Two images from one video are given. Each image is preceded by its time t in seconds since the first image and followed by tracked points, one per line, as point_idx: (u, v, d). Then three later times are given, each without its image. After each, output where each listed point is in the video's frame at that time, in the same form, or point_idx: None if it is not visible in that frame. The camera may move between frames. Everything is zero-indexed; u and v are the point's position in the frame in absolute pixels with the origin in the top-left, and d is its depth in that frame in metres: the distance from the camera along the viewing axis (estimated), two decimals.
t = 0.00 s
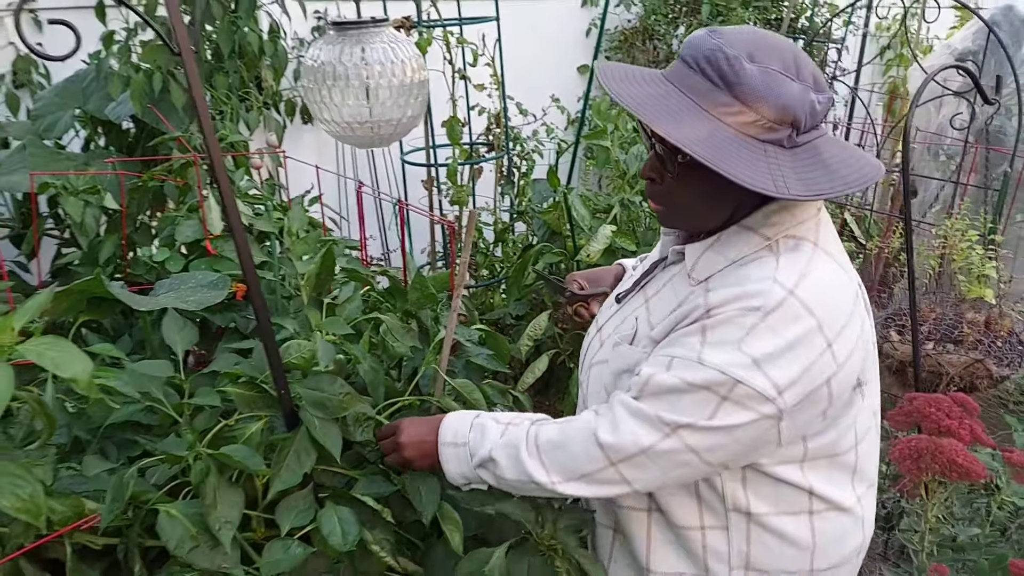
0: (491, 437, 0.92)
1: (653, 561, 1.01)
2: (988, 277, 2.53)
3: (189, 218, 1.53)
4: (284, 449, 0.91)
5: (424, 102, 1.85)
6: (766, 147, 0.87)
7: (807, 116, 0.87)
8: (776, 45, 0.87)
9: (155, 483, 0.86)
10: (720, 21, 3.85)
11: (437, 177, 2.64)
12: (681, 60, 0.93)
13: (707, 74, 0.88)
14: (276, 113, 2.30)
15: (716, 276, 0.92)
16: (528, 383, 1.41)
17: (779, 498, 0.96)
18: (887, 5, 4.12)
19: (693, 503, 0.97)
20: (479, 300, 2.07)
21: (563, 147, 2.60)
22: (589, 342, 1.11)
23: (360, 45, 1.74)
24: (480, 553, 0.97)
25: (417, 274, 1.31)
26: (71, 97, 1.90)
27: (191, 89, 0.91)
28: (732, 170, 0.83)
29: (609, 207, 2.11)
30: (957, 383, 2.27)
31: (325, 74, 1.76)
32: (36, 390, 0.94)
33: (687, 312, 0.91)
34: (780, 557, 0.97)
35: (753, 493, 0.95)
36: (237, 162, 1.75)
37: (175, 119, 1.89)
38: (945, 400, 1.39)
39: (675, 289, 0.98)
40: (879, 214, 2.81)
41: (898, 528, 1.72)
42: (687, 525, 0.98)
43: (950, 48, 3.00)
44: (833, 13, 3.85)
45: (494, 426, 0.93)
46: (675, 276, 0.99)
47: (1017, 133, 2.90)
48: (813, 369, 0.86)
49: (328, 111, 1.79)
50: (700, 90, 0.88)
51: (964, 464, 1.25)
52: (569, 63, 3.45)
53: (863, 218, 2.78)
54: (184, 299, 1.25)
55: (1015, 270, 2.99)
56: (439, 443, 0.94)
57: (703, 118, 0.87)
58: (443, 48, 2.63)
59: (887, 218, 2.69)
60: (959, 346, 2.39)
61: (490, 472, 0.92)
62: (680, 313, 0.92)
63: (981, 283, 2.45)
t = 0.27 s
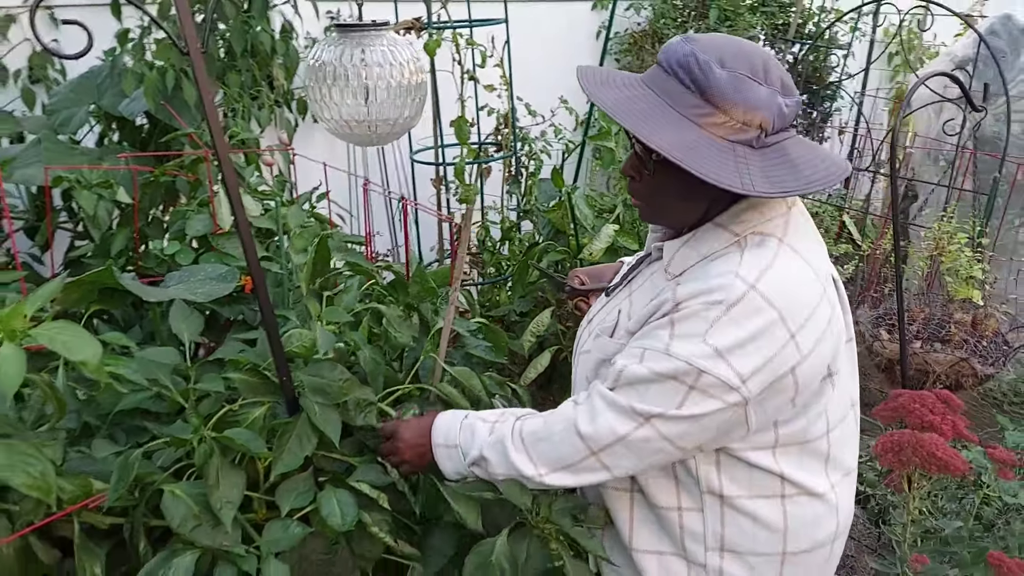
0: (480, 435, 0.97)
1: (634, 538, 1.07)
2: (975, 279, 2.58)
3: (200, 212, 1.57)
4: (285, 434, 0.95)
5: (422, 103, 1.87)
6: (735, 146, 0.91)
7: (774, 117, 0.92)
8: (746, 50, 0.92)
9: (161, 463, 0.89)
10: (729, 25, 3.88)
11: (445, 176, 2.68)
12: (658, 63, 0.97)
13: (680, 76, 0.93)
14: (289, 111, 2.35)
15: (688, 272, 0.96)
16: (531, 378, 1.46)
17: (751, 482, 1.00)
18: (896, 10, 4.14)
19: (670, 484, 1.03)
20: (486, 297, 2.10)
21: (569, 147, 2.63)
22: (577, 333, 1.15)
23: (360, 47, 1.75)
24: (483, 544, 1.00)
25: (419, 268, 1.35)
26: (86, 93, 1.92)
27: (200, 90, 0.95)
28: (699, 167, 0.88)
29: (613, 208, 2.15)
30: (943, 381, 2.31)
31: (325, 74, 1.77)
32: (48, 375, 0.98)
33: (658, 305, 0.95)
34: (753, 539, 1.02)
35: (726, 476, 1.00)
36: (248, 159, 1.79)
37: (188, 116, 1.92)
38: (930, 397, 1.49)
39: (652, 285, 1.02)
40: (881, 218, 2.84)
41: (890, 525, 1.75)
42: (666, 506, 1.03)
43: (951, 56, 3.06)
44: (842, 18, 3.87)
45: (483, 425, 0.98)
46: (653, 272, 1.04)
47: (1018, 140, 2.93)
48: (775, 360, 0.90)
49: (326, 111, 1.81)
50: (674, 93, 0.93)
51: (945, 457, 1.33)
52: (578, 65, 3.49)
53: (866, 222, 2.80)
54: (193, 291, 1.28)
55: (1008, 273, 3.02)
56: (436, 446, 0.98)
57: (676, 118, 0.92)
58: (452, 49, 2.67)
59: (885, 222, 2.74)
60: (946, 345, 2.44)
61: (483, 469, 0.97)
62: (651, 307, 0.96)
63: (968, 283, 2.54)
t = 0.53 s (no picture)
0: (485, 442, 0.99)
1: (634, 536, 1.10)
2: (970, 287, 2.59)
3: (217, 217, 1.62)
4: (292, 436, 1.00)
5: (418, 117, 1.87)
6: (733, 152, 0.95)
7: (770, 127, 0.96)
8: (743, 62, 0.96)
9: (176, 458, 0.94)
10: (738, 35, 3.93)
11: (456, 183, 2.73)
12: (660, 75, 1.01)
13: (681, 85, 0.97)
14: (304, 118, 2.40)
15: (690, 278, 1.00)
16: (537, 380, 1.58)
17: (749, 480, 1.04)
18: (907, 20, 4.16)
19: (671, 484, 1.06)
20: (494, 301, 2.14)
21: (578, 155, 2.68)
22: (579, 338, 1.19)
23: (363, 60, 1.75)
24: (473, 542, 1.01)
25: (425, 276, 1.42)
26: (108, 100, 2.00)
27: (219, 109, 1.01)
28: (701, 170, 0.91)
29: (620, 216, 2.19)
30: (936, 386, 2.31)
31: (328, 83, 1.78)
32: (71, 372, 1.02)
33: (661, 310, 0.98)
34: (749, 534, 1.06)
35: (724, 473, 1.04)
36: (265, 165, 1.84)
37: (206, 123, 1.97)
38: (920, 401, 1.53)
39: (654, 290, 1.05)
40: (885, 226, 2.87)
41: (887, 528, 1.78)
42: (665, 504, 1.07)
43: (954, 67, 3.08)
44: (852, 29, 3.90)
45: (486, 433, 1.00)
46: (654, 278, 1.07)
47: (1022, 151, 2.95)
48: (775, 363, 0.94)
49: (327, 119, 1.83)
50: (675, 100, 0.97)
51: (932, 458, 1.36)
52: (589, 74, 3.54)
53: (870, 230, 2.83)
54: (210, 292, 1.33)
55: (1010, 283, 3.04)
56: (443, 454, 1.01)
57: (676, 123, 0.95)
58: (465, 59, 2.72)
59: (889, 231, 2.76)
60: (939, 351, 2.47)
61: (490, 475, 0.99)
62: (656, 313, 1.00)
63: (962, 292, 2.52)
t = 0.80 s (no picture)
0: (497, 451, 1.02)
1: (643, 537, 1.13)
2: (971, 291, 2.62)
3: (227, 222, 1.65)
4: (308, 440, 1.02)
5: (435, 123, 1.90)
6: (734, 158, 0.97)
7: (771, 134, 0.98)
8: (743, 71, 0.99)
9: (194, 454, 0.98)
10: (741, 39, 3.96)
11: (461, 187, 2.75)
12: (662, 85, 1.04)
13: (682, 94, 1.00)
14: (311, 123, 2.44)
15: (699, 284, 1.02)
16: (542, 383, 1.63)
17: (756, 480, 1.06)
18: (910, 25, 4.18)
19: (680, 485, 1.09)
20: (498, 305, 2.18)
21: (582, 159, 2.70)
22: (587, 343, 1.21)
23: (377, 70, 1.79)
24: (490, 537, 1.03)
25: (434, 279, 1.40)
26: (119, 106, 2.02)
27: (236, 120, 1.04)
28: (703, 177, 0.94)
29: (623, 220, 2.21)
30: (936, 390, 2.34)
31: (344, 94, 1.82)
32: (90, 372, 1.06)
33: (671, 317, 1.01)
34: (758, 533, 1.08)
35: (732, 474, 1.06)
36: (273, 170, 1.87)
37: (216, 129, 2.00)
38: (920, 403, 1.55)
39: (662, 296, 1.08)
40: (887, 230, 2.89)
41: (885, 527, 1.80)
42: (674, 505, 1.09)
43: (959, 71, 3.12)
44: (854, 33, 3.93)
45: (498, 442, 1.03)
46: (662, 284, 1.10)
47: None
48: (783, 366, 0.96)
49: (345, 128, 1.88)
50: (676, 109, 1.00)
51: (930, 460, 1.39)
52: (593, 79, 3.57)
53: (872, 234, 2.85)
54: (222, 296, 1.36)
55: (1013, 287, 3.05)
56: (458, 463, 1.03)
57: (678, 131, 0.98)
58: (469, 65, 2.76)
59: (892, 235, 2.79)
60: (939, 354, 2.48)
61: (505, 483, 1.01)
62: (666, 318, 1.03)
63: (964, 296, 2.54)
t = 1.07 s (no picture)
0: (506, 436, 1.04)
1: (651, 533, 1.15)
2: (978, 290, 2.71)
3: (238, 221, 1.67)
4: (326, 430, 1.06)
5: (457, 120, 1.94)
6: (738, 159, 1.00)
7: (774, 134, 1.01)
8: (746, 73, 1.02)
9: (213, 446, 1.01)
10: (743, 40, 3.99)
11: (464, 186, 2.79)
12: (666, 88, 1.07)
13: (686, 96, 1.03)
14: (317, 124, 2.47)
15: (706, 283, 1.05)
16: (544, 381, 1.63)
17: (764, 474, 1.09)
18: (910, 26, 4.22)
19: (688, 481, 1.11)
20: (503, 303, 2.21)
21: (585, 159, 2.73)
22: (596, 341, 1.24)
23: (399, 74, 1.81)
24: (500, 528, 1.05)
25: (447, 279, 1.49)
26: (130, 107, 2.08)
27: (254, 116, 1.04)
28: (709, 178, 0.97)
29: (625, 219, 2.25)
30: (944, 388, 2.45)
31: (369, 99, 1.84)
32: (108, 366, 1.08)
33: (680, 314, 1.04)
34: (766, 526, 1.11)
35: (740, 468, 1.09)
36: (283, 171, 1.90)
37: (225, 130, 2.02)
38: (926, 402, 1.58)
39: (670, 295, 1.11)
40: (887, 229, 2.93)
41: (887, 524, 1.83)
42: (683, 500, 1.12)
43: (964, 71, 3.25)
44: (853, 34, 3.96)
45: (507, 429, 1.05)
46: (670, 284, 1.13)
47: None
48: (790, 362, 0.99)
49: (370, 132, 1.91)
50: (681, 111, 1.03)
51: (937, 457, 1.41)
52: (595, 80, 3.60)
53: (875, 233, 2.88)
54: (234, 293, 1.40)
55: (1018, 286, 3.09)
56: (465, 447, 1.05)
57: (683, 132, 1.01)
58: (474, 66, 2.79)
59: (893, 234, 2.82)
60: (945, 352, 2.58)
61: (511, 469, 1.04)
62: (674, 316, 1.06)
63: (969, 294, 2.64)
